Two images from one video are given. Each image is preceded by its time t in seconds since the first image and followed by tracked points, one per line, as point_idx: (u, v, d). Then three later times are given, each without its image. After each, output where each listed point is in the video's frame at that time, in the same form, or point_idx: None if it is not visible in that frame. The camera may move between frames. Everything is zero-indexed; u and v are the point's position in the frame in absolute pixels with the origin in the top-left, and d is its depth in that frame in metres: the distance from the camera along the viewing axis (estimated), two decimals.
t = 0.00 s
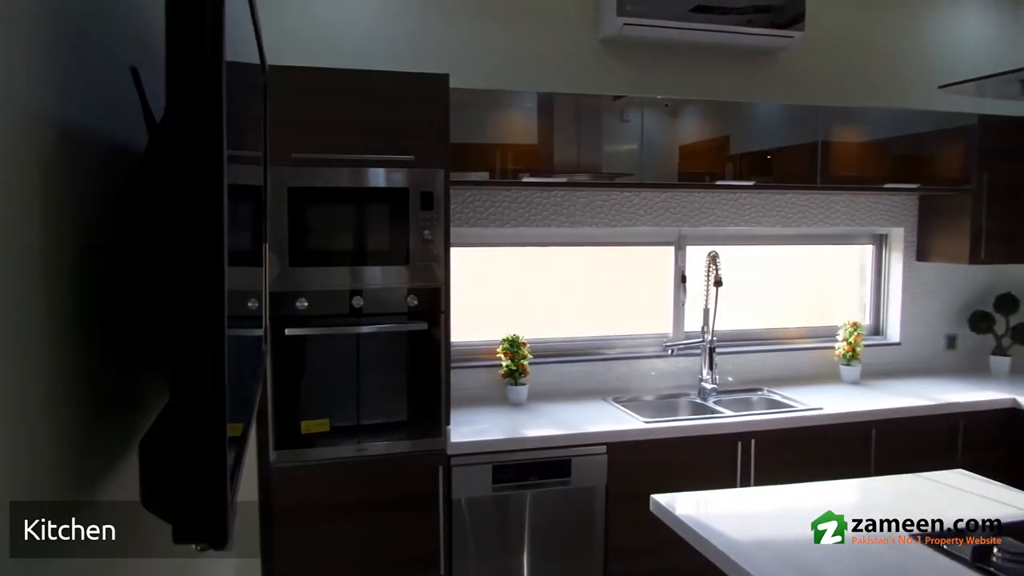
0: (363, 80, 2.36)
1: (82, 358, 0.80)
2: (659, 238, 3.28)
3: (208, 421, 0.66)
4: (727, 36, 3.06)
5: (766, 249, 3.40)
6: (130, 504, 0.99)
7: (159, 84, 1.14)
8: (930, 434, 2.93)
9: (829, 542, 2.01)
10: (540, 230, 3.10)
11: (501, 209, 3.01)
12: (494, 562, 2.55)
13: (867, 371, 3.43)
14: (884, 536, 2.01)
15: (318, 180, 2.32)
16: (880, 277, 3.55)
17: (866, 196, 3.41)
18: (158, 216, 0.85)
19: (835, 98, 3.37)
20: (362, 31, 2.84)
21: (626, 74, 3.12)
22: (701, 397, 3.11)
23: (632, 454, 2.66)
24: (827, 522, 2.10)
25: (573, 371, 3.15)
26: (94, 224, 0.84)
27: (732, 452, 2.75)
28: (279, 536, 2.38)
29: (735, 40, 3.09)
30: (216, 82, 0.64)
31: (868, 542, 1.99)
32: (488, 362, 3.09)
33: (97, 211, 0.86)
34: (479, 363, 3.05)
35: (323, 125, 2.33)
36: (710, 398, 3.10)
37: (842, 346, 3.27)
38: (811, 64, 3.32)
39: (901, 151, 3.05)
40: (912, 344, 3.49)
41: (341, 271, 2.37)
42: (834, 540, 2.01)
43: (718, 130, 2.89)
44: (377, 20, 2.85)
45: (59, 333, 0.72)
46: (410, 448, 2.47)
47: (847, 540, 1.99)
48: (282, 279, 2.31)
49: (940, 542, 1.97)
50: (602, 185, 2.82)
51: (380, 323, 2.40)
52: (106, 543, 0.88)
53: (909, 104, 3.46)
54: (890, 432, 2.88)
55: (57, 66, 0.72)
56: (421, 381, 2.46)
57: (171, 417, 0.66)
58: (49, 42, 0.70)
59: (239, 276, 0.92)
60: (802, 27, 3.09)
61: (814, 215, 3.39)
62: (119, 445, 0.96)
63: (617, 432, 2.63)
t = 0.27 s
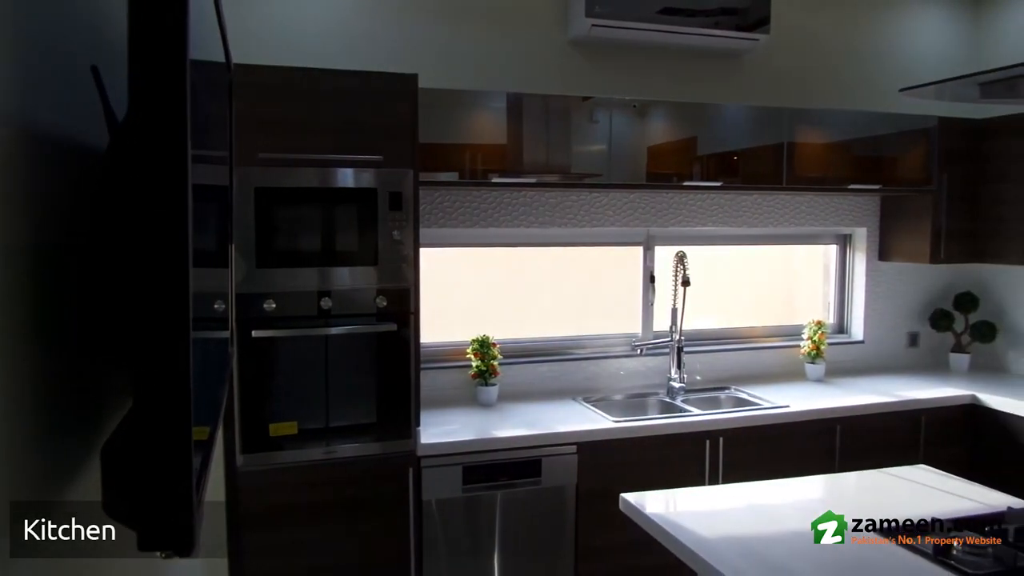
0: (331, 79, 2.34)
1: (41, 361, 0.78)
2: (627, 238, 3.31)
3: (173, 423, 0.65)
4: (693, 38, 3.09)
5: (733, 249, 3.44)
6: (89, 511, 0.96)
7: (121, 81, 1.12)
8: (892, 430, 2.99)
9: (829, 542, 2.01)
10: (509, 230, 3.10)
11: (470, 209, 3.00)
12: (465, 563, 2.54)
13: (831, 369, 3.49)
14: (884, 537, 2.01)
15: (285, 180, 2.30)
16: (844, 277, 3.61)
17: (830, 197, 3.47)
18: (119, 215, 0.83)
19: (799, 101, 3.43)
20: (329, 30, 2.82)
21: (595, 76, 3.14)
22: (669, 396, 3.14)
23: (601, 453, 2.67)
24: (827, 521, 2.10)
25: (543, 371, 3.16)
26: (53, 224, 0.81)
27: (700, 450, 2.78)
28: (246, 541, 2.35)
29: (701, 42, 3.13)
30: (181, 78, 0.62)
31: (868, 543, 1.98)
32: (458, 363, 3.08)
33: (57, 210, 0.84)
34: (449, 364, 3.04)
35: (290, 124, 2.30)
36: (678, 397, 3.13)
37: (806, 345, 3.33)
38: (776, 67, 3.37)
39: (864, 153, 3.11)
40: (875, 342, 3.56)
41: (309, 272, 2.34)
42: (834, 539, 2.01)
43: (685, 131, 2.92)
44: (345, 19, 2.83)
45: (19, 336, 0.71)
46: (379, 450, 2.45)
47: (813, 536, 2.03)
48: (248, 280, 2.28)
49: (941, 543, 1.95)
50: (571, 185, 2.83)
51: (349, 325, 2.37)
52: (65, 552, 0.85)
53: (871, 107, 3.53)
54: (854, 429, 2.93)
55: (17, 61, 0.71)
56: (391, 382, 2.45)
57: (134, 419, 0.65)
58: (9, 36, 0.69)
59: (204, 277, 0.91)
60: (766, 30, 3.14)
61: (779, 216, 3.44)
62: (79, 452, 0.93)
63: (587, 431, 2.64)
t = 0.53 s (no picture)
0: (298, 79, 2.31)
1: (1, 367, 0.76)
2: (596, 239, 3.33)
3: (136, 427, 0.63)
4: (661, 40, 3.12)
5: (700, 249, 3.48)
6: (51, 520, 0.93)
7: (81, 79, 1.09)
8: (856, 427, 3.05)
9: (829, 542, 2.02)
10: (479, 231, 3.10)
11: (439, 210, 2.99)
12: (435, 566, 2.54)
13: (796, 367, 3.54)
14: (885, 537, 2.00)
15: (251, 180, 2.27)
16: (808, 276, 3.67)
17: (794, 198, 3.53)
18: (81, 216, 0.81)
19: (764, 103, 3.48)
20: (295, 29, 2.79)
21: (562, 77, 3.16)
22: (638, 395, 3.17)
23: (571, 453, 2.68)
24: (827, 522, 2.11)
25: (512, 372, 3.16)
26: (11, 224, 0.79)
27: (669, 448, 2.81)
28: (213, 548, 2.31)
29: (668, 44, 3.16)
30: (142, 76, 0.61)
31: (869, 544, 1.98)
32: (428, 364, 3.07)
33: (16, 211, 0.82)
34: (417, 365, 3.03)
35: (256, 124, 2.27)
36: (647, 396, 3.16)
37: (772, 343, 3.38)
38: (741, 69, 3.41)
39: (827, 155, 3.17)
40: (839, 340, 3.62)
41: (276, 273, 2.32)
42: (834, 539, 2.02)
43: (653, 132, 2.95)
44: (312, 18, 2.81)
45: None
46: (347, 453, 2.43)
47: (780, 532, 2.06)
48: (214, 282, 2.25)
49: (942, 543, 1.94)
50: (540, 186, 2.84)
51: (317, 326, 2.36)
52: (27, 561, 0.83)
53: (834, 109, 3.60)
54: (818, 426, 2.99)
55: None
56: (359, 384, 2.43)
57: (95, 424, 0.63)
58: None
59: (170, 279, 0.89)
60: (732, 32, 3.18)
61: (746, 217, 3.48)
62: (39, 458, 0.91)
63: (557, 431, 2.65)
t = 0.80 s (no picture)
0: (259, 78, 2.28)
1: None
2: (560, 239, 3.34)
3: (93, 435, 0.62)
4: (624, 42, 3.14)
5: (663, 249, 3.52)
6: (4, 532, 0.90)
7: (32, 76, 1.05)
8: (815, 423, 3.11)
9: (829, 542, 2.03)
10: (443, 231, 3.09)
11: (403, 210, 2.98)
12: (400, 568, 2.53)
13: (757, 365, 3.60)
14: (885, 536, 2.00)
15: (211, 181, 2.23)
16: (768, 276, 3.74)
17: (754, 199, 3.59)
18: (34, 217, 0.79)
19: (725, 105, 3.53)
20: (255, 27, 2.76)
21: (526, 78, 3.17)
22: (603, 395, 3.19)
23: (536, 453, 2.69)
24: (826, 521, 2.11)
25: (478, 372, 3.16)
26: None
27: (633, 447, 2.84)
28: (172, 556, 2.26)
29: (631, 46, 3.19)
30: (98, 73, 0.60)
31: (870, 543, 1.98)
32: (392, 366, 3.05)
33: None
34: (381, 367, 3.02)
35: (216, 122, 2.23)
36: (611, 396, 3.19)
37: (733, 342, 3.43)
38: (702, 72, 3.46)
39: (786, 156, 3.23)
40: (798, 338, 3.70)
41: (237, 275, 2.28)
42: (834, 539, 2.03)
43: (616, 133, 2.97)
44: (272, 17, 2.77)
45: None
46: (310, 457, 2.39)
47: (742, 529, 2.10)
48: (173, 284, 2.21)
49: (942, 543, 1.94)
50: (505, 186, 2.85)
51: (280, 329, 2.33)
52: None
53: (792, 111, 3.66)
54: (779, 422, 3.04)
55: None
56: (323, 387, 2.42)
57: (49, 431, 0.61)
58: None
59: (128, 281, 0.87)
60: (694, 35, 3.22)
61: (708, 217, 3.53)
62: None
63: (522, 432, 2.66)
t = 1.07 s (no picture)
0: (217, 76, 2.24)
1: None
2: (523, 239, 3.35)
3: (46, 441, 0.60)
4: (586, 44, 3.17)
5: (624, 250, 3.55)
6: None
7: None
8: (773, 420, 3.17)
9: (829, 542, 2.00)
10: (406, 232, 3.07)
11: (365, 210, 2.96)
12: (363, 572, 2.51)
13: (717, 363, 3.66)
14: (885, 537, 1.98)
15: (168, 180, 2.18)
16: (727, 275, 3.80)
17: (714, 200, 3.65)
18: None
19: (684, 107, 3.58)
20: (213, 25, 2.71)
21: (488, 79, 3.17)
22: (566, 394, 3.21)
23: (500, 453, 2.70)
24: (826, 521, 2.07)
25: (441, 373, 3.16)
26: None
27: (596, 446, 2.86)
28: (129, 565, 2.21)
29: (592, 48, 3.21)
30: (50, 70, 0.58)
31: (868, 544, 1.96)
32: (354, 367, 3.03)
33: None
34: (343, 368, 2.99)
35: (173, 120, 2.19)
36: (574, 395, 3.21)
37: (694, 341, 3.48)
38: (663, 74, 3.50)
39: (744, 157, 3.29)
40: (756, 337, 3.76)
41: (195, 277, 2.24)
42: (834, 540, 2.00)
43: (578, 134, 2.99)
44: (230, 14, 2.73)
45: None
46: (271, 460, 2.37)
47: (703, 525, 2.13)
48: (129, 286, 2.16)
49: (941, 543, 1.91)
50: (467, 187, 2.85)
51: (240, 331, 2.29)
52: None
53: (750, 114, 3.73)
54: (738, 420, 3.10)
55: None
56: (283, 389, 2.38)
57: None
58: None
59: (82, 282, 0.85)
60: (654, 38, 3.26)
61: (669, 218, 3.57)
62: None
63: (486, 432, 2.66)
